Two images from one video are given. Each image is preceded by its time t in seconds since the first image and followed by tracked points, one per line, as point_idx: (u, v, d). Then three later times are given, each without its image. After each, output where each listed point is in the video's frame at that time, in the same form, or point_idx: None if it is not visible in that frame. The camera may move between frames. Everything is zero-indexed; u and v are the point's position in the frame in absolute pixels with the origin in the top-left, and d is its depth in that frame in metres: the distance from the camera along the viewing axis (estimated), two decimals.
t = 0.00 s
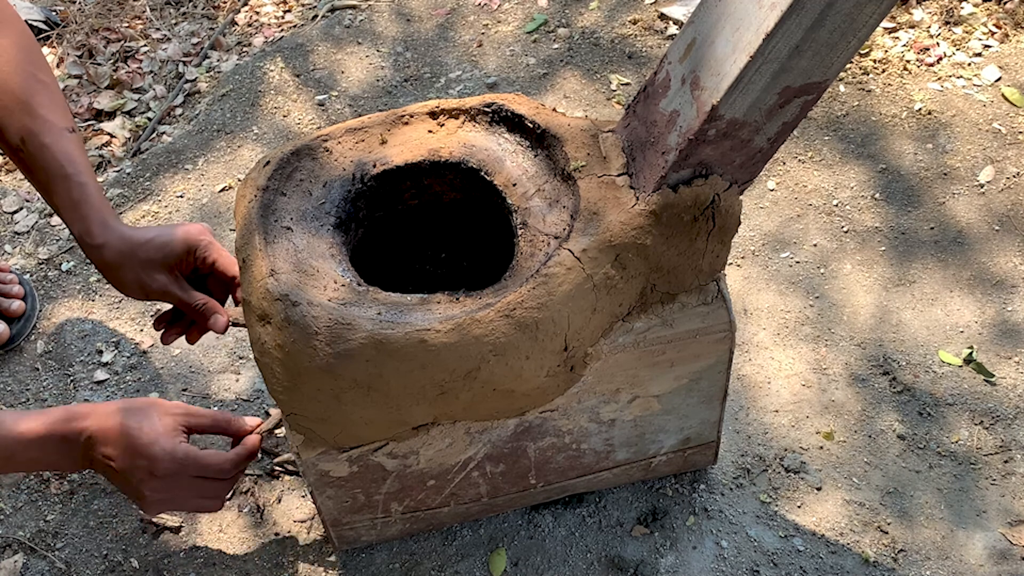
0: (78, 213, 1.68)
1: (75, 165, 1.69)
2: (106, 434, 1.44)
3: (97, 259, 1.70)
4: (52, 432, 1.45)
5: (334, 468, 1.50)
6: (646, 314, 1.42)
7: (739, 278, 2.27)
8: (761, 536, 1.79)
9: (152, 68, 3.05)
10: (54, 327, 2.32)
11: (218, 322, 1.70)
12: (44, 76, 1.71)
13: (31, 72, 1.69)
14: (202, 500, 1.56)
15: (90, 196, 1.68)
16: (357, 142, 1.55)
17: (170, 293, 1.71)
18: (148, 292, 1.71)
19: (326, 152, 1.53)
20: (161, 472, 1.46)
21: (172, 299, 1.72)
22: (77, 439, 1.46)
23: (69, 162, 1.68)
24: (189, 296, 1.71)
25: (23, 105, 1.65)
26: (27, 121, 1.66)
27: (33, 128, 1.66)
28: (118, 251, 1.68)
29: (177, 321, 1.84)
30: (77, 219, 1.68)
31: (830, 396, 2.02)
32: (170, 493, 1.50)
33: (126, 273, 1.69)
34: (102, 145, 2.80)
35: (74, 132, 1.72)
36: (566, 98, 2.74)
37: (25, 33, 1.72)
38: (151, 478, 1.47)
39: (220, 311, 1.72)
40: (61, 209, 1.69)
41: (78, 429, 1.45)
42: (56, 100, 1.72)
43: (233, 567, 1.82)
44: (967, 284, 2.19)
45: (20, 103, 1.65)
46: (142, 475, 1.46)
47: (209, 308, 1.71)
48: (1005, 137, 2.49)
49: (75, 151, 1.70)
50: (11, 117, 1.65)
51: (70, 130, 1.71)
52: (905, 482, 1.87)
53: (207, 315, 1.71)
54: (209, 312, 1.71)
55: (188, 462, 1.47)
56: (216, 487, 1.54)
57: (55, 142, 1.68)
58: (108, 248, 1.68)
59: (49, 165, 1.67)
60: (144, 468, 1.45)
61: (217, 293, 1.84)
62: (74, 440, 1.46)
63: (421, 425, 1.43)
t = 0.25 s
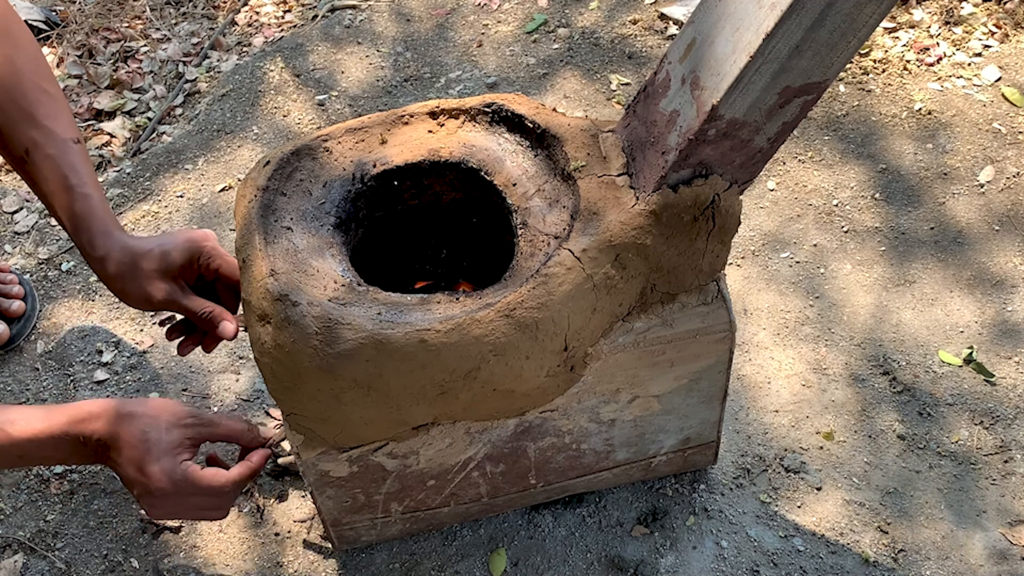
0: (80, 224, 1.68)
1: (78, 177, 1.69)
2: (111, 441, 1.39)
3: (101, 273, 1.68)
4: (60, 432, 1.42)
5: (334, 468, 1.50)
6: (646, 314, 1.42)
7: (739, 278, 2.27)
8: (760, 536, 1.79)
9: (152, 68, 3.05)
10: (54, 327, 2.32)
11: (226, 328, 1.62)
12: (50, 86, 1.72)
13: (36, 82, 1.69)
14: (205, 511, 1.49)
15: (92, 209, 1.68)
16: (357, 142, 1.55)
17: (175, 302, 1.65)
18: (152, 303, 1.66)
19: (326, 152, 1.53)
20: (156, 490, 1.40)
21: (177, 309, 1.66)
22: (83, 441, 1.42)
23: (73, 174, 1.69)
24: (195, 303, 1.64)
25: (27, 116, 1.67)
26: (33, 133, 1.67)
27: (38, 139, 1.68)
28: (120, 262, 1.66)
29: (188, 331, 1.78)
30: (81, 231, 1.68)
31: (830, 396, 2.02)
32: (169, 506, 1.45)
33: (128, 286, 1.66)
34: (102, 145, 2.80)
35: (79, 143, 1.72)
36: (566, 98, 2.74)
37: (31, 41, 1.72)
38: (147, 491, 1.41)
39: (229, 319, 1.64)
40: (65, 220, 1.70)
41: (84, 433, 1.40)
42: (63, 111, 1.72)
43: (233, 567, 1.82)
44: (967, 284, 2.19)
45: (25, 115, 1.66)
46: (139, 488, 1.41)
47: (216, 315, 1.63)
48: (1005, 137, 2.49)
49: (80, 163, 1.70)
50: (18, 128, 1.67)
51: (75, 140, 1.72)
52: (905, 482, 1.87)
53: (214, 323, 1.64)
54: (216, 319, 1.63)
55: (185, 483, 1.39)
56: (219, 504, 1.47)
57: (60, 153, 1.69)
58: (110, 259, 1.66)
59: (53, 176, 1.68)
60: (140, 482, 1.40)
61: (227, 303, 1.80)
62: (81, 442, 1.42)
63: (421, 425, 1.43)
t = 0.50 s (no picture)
0: (79, 224, 1.69)
1: (76, 177, 1.70)
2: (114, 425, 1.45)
3: (100, 273, 1.70)
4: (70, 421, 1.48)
5: (334, 468, 1.50)
6: (646, 314, 1.42)
7: (739, 278, 2.27)
8: (760, 536, 1.79)
9: (152, 68, 3.05)
10: (54, 327, 2.32)
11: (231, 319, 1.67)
12: (47, 84, 1.72)
13: (33, 81, 1.69)
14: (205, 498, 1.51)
15: (90, 208, 1.69)
16: (357, 142, 1.55)
17: (174, 297, 1.69)
18: (152, 300, 1.69)
19: (326, 152, 1.53)
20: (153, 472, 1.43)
21: (177, 303, 1.70)
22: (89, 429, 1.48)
23: (71, 174, 1.70)
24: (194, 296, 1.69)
25: (26, 115, 1.67)
26: (30, 132, 1.67)
27: (35, 139, 1.68)
28: (118, 261, 1.68)
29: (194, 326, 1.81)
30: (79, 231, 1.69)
31: (830, 396, 2.02)
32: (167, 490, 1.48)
33: (127, 284, 1.68)
34: (102, 145, 2.80)
35: (76, 142, 1.73)
36: (566, 98, 2.74)
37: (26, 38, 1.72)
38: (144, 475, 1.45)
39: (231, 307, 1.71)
40: (63, 220, 1.71)
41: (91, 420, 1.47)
42: (60, 110, 1.73)
43: (233, 567, 1.82)
44: (967, 284, 2.19)
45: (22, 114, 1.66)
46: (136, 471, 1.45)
47: (217, 305, 1.70)
48: (1005, 137, 2.49)
49: (77, 163, 1.71)
50: (14, 127, 1.67)
51: (72, 139, 1.72)
52: (905, 482, 1.87)
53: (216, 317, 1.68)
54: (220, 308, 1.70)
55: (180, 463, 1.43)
56: (215, 488, 1.50)
57: (57, 153, 1.69)
58: (109, 258, 1.68)
59: (52, 176, 1.69)
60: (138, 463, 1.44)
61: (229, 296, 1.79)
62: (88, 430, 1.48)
63: (421, 425, 1.43)
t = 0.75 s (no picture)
0: (89, 226, 1.70)
1: (86, 179, 1.72)
2: (150, 397, 1.51)
3: (112, 274, 1.72)
4: (101, 404, 1.53)
5: (334, 468, 1.50)
6: (646, 314, 1.42)
7: (739, 278, 2.27)
8: (761, 536, 1.79)
9: (152, 68, 3.05)
10: (54, 328, 2.32)
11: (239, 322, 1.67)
12: (53, 88, 1.73)
13: (41, 85, 1.70)
14: (241, 466, 1.58)
15: (101, 210, 1.71)
16: (357, 142, 1.55)
17: (187, 298, 1.69)
18: (165, 300, 1.71)
19: (326, 152, 1.53)
20: (195, 433, 1.50)
21: (190, 305, 1.71)
22: (123, 407, 1.53)
23: (81, 177, 1.71)
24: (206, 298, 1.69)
25: (34, 119, 1.68)
26: (38, 136, 1.68)
27: (44, 142, 1.69)
28: (133, 261, 1.70)
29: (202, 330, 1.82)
30: (89, 232, 1.71)
31: (830, 396, 2.02)
32: (207, 456, 1.54)
33: (141, 284, 1.70)
34: (102, 145, 2.80)
35: (83, 145, 1.74)
36: (566, 98, 2.74)
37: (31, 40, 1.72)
38: (185, 440, 1.51)
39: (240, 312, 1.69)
40: (71, 222, 1.71)
41: (123, 397, 1.53)
42: (68, 114, 1.74)
43: (233, 567, 1.82)
44: (967, 284, 2.19)
45: (31, 119, 1.67)
46: (178, 437, 1.51)
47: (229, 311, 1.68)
48: (1005, 137, 2.49)
49: (86, 166, 1.73)
50: (22, 131, 1.67)
51: (80, 143, 1.73)
52: (905, 482, 1.87)
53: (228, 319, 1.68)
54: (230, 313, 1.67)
55: (221, 422, 1.51)
56: (252, 452, 1.57)
57: (66, 157, 1.71)
58: (123, 258, 1.71)
59: (60, 180, 1.70)
60: (179, 428, 1.50)
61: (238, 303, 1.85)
62: (121, 409, 1.53)
63: (421, 425, 1.43)
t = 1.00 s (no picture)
0: (85, 229, 1.70)
1: (83, 182, 1.72)
2: (147, 377, 1.50)
3: (105, 277, 1.73)
4: (93, 387, 1.51)
5: (334, 468, 1.50)
6: (646, 314, 1.42)
7: (739, 278, 2.27)
8: (761, 536, 1.79)
9: (152, 68, 3.05)
10: (54, 327, 2.32)
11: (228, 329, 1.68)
12: (50, 90, 1.72)
13: (38, 87, 1.69)
14: (241, 444, 1.57)
15: (97, 214, 1.72)
16: (357, 142, 1.55)
17: (180, 303, 1.72)
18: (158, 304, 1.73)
19: (326, 152, 1.53)
20: (197, 411, 1.49)
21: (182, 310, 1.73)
22: (117, 390, 1.52)
23: (78, 180, 1.71)
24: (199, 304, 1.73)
25: (32, 121, 1.67)
26: (37, 139, 1.67)
27: (42, 144, 1.68)
28: (127, 265, 1.70)
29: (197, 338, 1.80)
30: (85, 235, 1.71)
31: (830, 396, 2.02)
32: (208, 434, 1.53)
33: (134, 288, 1.71)
34: (102, 145, 2.80)
35: (79, 148, 1.74)
36: (566, 98, 2.74)
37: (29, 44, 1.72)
38: (186, 418, 1.50)
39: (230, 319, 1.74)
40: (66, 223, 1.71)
41: (116, 379, 1.51)
42: (63, 116, 1.73)
43: (233, 567, 1.82)
44: (967, 284, 2.19)
45: (29, 121, 1.67)
46: (178, 416, 1.50)
47: (219, 318, 1.73)
48: (1005, 137, 2.49)
49: (82, 169, 1.73)
50: (20, 132, 1.66)
51: (76, 146, 1.74)
52: (905, 482, 1.87)
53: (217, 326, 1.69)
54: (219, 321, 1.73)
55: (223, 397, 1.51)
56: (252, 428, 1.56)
57: (64, 160, 1.71)
58: (117, 263, 1.71)
59: (58, 183, 1.70)
60: (179, 407, 1.49)
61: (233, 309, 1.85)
62: (115, 392, 1.52)
63: (421, 426, 1.43)
